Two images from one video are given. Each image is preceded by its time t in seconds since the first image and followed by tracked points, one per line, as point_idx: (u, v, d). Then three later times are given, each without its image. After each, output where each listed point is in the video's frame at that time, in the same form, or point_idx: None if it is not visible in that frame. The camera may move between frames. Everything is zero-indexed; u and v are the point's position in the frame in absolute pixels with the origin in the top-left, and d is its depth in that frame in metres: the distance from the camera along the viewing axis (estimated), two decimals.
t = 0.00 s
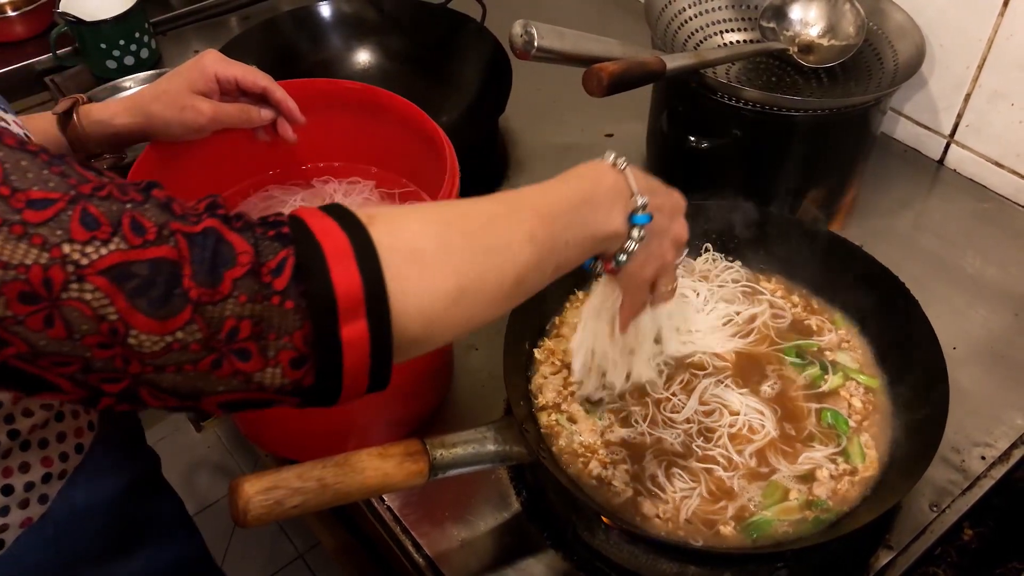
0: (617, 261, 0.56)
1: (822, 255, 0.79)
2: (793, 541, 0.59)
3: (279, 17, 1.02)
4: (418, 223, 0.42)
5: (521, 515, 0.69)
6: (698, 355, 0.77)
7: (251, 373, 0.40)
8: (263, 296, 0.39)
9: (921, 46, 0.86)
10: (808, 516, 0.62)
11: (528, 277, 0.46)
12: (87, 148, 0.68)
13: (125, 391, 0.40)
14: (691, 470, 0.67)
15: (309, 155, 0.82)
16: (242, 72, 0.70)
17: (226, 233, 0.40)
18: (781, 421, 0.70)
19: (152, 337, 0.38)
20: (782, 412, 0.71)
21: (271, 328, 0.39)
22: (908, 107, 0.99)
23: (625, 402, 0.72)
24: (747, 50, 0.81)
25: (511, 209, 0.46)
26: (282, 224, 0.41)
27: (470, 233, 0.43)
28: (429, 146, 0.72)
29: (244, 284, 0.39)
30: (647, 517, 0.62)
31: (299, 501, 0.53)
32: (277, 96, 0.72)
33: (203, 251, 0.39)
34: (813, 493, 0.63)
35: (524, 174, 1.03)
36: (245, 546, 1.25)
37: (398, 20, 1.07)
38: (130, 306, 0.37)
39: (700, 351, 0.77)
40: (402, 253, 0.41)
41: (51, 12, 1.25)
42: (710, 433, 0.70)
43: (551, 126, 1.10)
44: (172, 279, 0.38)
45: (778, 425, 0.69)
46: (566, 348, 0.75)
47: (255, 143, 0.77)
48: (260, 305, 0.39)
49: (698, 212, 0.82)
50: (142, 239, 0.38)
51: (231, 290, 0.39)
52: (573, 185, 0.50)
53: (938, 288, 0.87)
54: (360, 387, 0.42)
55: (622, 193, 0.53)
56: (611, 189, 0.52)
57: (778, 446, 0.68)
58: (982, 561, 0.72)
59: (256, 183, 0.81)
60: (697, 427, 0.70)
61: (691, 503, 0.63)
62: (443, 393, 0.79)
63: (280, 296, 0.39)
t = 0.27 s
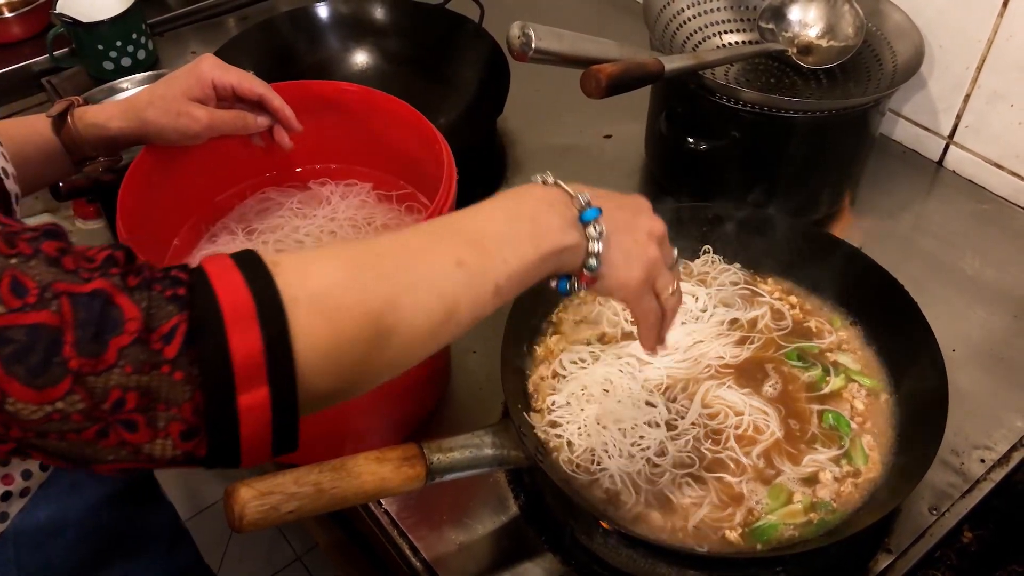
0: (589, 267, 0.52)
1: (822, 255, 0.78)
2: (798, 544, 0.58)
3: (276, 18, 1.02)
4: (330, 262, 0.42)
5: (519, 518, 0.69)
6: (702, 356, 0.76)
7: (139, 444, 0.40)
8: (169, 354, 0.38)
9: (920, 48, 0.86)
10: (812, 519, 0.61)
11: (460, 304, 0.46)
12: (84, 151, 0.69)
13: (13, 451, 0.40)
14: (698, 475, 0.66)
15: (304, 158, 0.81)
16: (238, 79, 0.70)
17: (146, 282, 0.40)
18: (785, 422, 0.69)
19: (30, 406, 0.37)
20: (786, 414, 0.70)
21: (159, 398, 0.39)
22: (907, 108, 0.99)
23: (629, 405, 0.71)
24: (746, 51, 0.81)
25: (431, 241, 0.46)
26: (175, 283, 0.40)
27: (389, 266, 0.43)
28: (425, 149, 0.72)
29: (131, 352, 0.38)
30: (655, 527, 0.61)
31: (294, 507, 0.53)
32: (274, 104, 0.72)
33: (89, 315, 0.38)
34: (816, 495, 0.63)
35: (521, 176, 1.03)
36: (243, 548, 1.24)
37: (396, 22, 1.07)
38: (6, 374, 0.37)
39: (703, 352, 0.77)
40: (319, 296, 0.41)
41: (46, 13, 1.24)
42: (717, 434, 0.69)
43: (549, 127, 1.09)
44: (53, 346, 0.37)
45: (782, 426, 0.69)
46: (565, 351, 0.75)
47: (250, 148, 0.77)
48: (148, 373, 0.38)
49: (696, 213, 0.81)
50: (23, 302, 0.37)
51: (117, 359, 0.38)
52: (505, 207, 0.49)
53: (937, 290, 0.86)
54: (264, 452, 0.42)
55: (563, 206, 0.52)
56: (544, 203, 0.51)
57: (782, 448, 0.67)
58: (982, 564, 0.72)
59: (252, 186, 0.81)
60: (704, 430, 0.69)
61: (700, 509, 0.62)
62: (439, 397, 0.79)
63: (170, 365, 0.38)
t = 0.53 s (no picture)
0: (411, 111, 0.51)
1: (819, 255, 0.78)
2: (796, 547, 0.57)
3: (274, 19, 1.02)
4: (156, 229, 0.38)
5: (516, 520, 0.68)
6: (701, 356, 0.75)
7: (26, 483, 0.40)
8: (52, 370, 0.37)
9: (919, 48, 0.86)
10: (811, 521, 0.61)
11: (314, 211, 0.42)
12: (80, 153, 0.69)
13: None
14: (696, 477, 0.65)
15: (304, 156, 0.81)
16: (233, 73, 0.69)
17: None
18: (783, 424, 0.69)
19: None
20: (785, 415, 0.70)
21: (30, 439, 0.38)
22: (907, 108, 0.98)
23: (627, 406, 0.71)
24: (745, 52, 0.81)
25: (258, 148, 0.40)
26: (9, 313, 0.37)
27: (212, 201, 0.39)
28: (422, 146, 0.71)
29: None
30: (653, 529, 0.61)
31: (289, 510, 0.53)
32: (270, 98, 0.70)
33: None
34: (816, 497, 0.62)
35: (519, 177, 1.02)
36: (241, 549, 1.24)
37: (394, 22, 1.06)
38: None
39: (703, 351, 0.75)
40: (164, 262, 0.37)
41: (44, 14, 1.24)
42: (716, 437, 0.68)
43: (548, 127, 1.09)
44: None
45: (781, 428, 0.68)
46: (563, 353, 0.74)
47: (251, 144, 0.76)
48: (11, 416, 0.38)
49: (694, 213, 0.81)
50: None
51: None
52: (308, 87, 0.42)
53: (937, 290, 0.86)
54: (162, 463, 0.42)
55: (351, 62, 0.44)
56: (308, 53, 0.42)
57: (781, 450, 0.67)
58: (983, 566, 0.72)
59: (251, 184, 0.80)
60: (702, 432, 0.69)
61: (700, 511, 0.62)
62: (437, 398, 0.79)
63: (29, 403, 0.37)
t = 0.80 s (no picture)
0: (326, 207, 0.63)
1: (820, 257, 0.78)
2: (797, 549, 0.57)
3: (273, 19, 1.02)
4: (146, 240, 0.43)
5: (517, 522, 0.68)
6: (704, 357, 0.75)
7: (107, 370, 0.42)
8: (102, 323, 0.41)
9: (920, 49, 0.86)
10: (812, 523, 0.61)
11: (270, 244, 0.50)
12: (80, 155, 0.69)
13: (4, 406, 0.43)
14: (698, 479, 0.65)
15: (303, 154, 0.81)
16: (232, 72, 0.68)
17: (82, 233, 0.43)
18: (785, 426, 0.69)
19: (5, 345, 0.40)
20: (787, 417, 0.70)
21: (118, 325, 0.41)
22: (907, 108, 0.98)
23: (629, 407, 0.70)
24: (745, 53, 0.80)
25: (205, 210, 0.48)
26: (105, 233, 0.43)
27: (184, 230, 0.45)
28: (423, 146, 0.70)
29: (89, 288, 0.41)
30: (654, 531, 0.61)
31: (290, 512, 0.54)
32: (269, 94, 0.68)
33: (44, 263, 0.41)
34: (817, 499, 0.62)
35: (519, 178, 1.02)
36: (242, 549, 1.23)
37: (393, 23, 1.06)
38: None
39: (704, 353, 0.75)
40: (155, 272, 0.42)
41: (44, 15, 1.24)
42: (718, 439, 0.68)
43: (547, 128, 1.09)
44: (19, 292, 0.40)
45: (783, 431, 0.68)
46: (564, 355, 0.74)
47: (253, 141, 0.75)
48: (108, 303, 0.41)
49: (695, 214, 0.81)
50: None
51: (77, 295, 0.41)
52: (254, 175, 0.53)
53: (937, 291, 0.86)
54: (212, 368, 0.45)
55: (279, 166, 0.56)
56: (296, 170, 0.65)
57: (783, 453, 0.67)
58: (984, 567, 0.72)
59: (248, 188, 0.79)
60: (704, 434, 0.68)
61: (701, 513, 0.62)
62: (437, 399, 0.78)
63: (125, 293, 0.41)
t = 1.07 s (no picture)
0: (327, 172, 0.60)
1: (820, 256, 0.78)
2: (798, 549, 0.57)
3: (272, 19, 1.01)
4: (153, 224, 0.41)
5: (518, 522, 0.68)
6: (705, 357, 0.75)
7: (111, 352, 0.41)
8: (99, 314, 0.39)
9: (920, 48, 0.86)
10: (813, 523, 0.61)
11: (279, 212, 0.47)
12: (80, 153, 0.68)
13: None
14: (698, 479, 0.65)
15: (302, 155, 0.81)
16: (234, 73, 0.68)
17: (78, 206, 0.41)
18: (785, 426, 0.69)
19: (4, 325, 0.39)
20: (787, 417, 0.70)
21: (121, 306, 0.40)
22: (907, 108, 0.98)
23: (629, 408, 0.70)
24: (745, 53, 0.80)
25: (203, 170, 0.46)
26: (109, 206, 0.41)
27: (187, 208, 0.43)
28: (423, 147, 0.70)
29: (92, 267, 0.40)
30: (654, 531, 0.61)
31: (290, 513, 0.54)
32: (271, 96, 0.69)
33: (45, 241, 0.40)
34: (818, 499, 0.62)
35: (519, 178, 1.02)
36: (242, 549, 1.23)
37: (393, 23, 1.06)
38: None
39: (705, 353, 0.75)
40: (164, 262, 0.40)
41: (43, 15, 1.23)
42: (718, 439, 0.68)
43: (547, 128, 1.09)
44: (19, 270, 0.39)
45: (784, 431, 0.68)
46: (564, 354, 0.74)
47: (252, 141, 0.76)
48: (110, 284, 0.40)
49: (695, 214, 0.81)
50: None
51: (80, 275, 0.40)
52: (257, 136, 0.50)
53: (937, 291, 0.86)
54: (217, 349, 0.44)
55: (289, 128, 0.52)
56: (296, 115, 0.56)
57: (784, 453, 0.66)
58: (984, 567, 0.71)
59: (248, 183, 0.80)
60: (704, 434, 0.68)
61: (701, 514, 0.62)
62: (437, 399, 0.78)
63: (127, 273, 0.40)
